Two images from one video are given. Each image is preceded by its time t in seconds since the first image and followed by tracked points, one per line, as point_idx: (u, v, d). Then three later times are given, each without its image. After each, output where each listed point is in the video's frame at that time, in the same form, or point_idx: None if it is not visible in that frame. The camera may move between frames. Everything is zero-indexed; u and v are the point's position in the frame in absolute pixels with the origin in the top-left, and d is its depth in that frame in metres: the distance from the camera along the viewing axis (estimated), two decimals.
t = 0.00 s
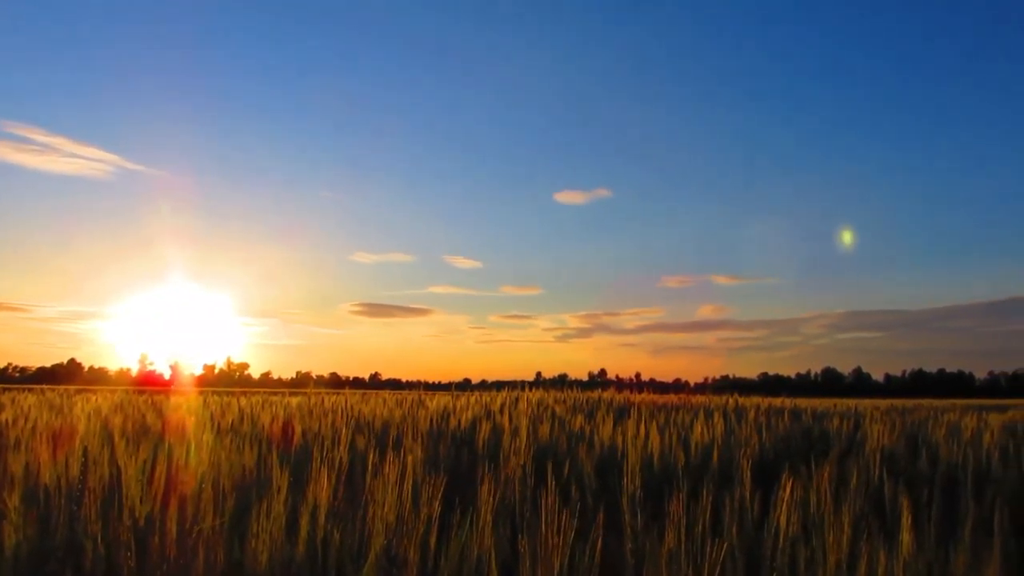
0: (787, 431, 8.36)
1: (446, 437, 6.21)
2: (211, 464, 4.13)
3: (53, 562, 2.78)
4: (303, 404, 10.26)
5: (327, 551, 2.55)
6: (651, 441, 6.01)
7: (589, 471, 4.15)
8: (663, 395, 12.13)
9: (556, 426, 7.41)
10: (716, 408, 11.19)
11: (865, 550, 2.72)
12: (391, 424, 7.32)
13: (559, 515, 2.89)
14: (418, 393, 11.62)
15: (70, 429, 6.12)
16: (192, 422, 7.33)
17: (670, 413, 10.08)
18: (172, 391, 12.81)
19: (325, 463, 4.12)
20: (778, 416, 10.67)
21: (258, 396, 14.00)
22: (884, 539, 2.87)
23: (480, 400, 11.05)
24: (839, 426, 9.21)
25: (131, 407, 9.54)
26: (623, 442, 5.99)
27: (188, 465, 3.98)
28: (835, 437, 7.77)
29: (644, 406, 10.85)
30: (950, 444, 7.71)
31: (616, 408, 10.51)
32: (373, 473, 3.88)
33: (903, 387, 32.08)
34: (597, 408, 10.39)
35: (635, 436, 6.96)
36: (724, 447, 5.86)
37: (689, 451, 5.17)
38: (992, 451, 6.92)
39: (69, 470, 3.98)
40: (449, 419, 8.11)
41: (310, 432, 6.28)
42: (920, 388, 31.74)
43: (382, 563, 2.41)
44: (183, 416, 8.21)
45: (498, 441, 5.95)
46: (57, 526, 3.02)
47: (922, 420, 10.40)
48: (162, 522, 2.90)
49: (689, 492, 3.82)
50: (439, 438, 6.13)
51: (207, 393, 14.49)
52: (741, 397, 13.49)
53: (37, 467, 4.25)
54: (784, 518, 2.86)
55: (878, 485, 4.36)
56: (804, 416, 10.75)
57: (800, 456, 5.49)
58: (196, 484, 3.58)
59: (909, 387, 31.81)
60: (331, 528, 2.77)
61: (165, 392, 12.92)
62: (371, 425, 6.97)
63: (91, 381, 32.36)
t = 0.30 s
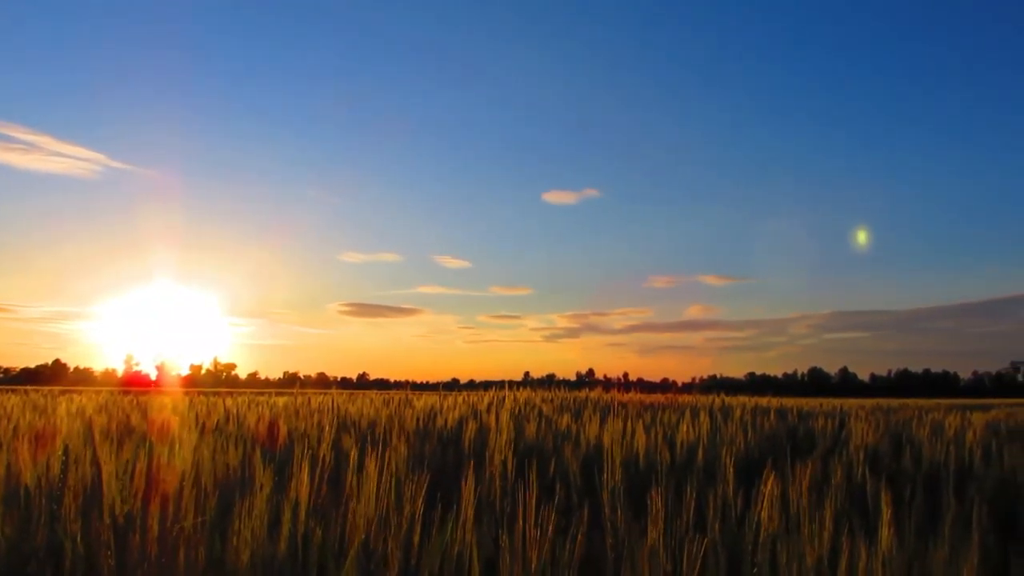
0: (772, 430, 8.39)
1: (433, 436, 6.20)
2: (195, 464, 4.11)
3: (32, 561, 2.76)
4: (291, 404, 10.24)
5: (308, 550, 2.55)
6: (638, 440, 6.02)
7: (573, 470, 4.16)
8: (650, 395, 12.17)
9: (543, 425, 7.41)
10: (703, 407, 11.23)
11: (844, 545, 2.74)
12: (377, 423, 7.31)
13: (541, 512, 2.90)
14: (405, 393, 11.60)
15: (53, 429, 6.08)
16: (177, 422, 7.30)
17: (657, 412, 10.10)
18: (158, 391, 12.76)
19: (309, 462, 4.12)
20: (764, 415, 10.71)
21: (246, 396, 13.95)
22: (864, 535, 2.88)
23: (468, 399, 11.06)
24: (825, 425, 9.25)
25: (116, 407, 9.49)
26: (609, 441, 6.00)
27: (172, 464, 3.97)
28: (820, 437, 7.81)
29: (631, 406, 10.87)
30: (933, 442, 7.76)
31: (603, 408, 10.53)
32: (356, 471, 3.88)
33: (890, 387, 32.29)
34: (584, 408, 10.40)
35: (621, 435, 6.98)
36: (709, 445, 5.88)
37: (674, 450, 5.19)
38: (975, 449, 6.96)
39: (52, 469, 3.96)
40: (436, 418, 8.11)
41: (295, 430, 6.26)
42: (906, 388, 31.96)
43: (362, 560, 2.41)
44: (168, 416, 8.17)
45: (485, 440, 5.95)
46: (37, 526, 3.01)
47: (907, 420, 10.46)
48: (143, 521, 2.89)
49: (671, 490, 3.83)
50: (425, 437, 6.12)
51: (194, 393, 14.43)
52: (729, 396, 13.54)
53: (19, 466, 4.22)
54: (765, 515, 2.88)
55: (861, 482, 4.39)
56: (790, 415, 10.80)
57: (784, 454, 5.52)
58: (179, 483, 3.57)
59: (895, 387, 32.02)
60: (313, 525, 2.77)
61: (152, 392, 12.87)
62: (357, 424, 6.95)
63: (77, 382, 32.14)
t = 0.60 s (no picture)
0: (758, 429, 8.41)
1: (419, 435, 6.18)
2: (179, 464, 4.08)
3: (12, 562, 2.73)
4: (277, 403, 10.19)
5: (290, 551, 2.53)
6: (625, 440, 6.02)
7: (559, 469, 4.16)
8: (638, 394, 12.18)
9: (529, 425, 7.40)
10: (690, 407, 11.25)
11: (826, 543, 2.75)
12: (363, 422, 7.28)
13: (525, 512, 2.89)
14: (393, 392, 11.56)
15: (35, 429, 6.02)
16: (162, 421, 7.25)
17: (644, 412, 10.11)
18: (143, 390, 12.67)
19: (294, 462, 4.09)
20: (750, 414, 10.73)
21: (232, 395, 13.86)
22: (846, 532, 2.89)
23: (456, 398, 11.04)
24: (810, 424, 9.28)
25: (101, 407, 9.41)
26: (595, 440, 6.00)
27: (155, 464, 3.94)
28: (805, 436, 7.83)
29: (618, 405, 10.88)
30: (917, 441, 7.81)
31: (590, 407, 10.53)
32: (341, 470, 3.86)
33: (876, 386, 32.49)
34: (571, 407, 10.40)
35: (608, 434, 6.98)
36: (695, 444, 5.90)
37: (660, 448, 5.19)
38: (958, 448, 7.01)
39: (33, 469, 3.92)
40: (422, 417, 8.09)
41: (280, 430, 6.23)
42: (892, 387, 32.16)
43: (344, 561, 2.40)
44: (153, 415, 8.11)
45: (471, 439, 5.95)
46: (17, 527, 2.98)
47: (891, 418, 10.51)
48: (124, 522, 2.87)
49: (656, 489, 3.83)
50: (411, 435, 6.11)
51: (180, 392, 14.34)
52: (716, 395, 13.58)
53: None
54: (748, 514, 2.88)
55: (845, 481, 4.40)
56: (777, 414, 10.84)
57: (770, 453, 5.53)
58: (162, 483, 3.54)
59: (881, 386, 32.24)
60: (295, 525, 2.75)
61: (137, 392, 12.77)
62: (342, 424, 6.92)
63: (61, 381, 31.89)
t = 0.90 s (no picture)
0: (744, 429, 8.45)
1: (405, 435, 6.18)
2: (162, 464, 4.07)
3: None
4: (264, 403, 10.14)
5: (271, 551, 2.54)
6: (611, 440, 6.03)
7: (544, 469, 4.17)
8: (625, 394, 12.20)
9: (516, 425, 7.41)
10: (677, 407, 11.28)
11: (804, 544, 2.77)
12: (349, 422, 7.26)
13: (508, 513, 2.90)
14: (380, 392, 11.54)
15: (18, 430, 5.97)
16: (147, 421, 7.21)
17: (631, 412, 10.13)
18: (129, 390, 12.59)
19: (278, 462, 4.08)
20: (737, 414, 10.78)
21: (219, 395, 13.80)
22: (826, 532, 2.92)
23: (443, 398, 11.03)
24: (796, 424, 9.33)
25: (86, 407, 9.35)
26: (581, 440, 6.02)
27: (139, 464, 3.92)
28: (790, 436, 7.87)
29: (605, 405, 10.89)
30: (902, 441, 7.86)
31: (578, 407, 10.54)
32: (325, 471, 3.86)
33: (862, 386, 32.73)
34: (559, 408, 10.41)
35: (594, 433, 7.00)
36: (681, 445, 5.92)
37: (646, 449, 5.21)
38: (940, 448, 7.07)
39: (14, 469, 3.89)
40: (410, 417, 8.09)
41: (266, 430, 6.21)
42: (878, 386, 32.42)
43: (325, 563, 2.40)
44: (138, 415, 8.06)
45: (457, 439, 5.95)
46: None
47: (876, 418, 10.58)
48: (104, 523, 2.85)
49: (639, 490, 3.85)
50: (398, 436, 6.11)
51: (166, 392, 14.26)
52: (703, 395, 13.62)
53: None
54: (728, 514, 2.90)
55: (827, 481, 4.43)
56: (763, 414, 10.89)
57: (754, 453, 5.56)
58: (144, 484, 3.53)
59: (866, 386, 32.48)
60: (278, 525, 2.75)
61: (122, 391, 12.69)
62: (329, 424, 6.90)
63: (46, 381, 31.67)
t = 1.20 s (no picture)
0: (730, 428, 8.47)
1: (392, 435, 6.17)
2: (145, 464, 4.05)
3: None
4: (251, 403, 10.11)
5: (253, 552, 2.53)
6: (598, 440, 6.04)
7: (529, 469, 4.18)
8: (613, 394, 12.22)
9: (503, 425, 7.42)
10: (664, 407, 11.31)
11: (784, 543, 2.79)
12: (335, 422, 7.25)
13: (491, 513, 2.91)
14: (368, 392, 11.52)
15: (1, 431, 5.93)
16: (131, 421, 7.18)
17: (618, 411, 10.15)
18: (114, 390, 12.52)
19: (262, 463, 4.07)
20: (724, 413, 10.82)
21: (206, 395, 13.75)
22: (807, 532, 2.93)
23: (430, 398, 11.02)
24: (782, 424, 9.36)
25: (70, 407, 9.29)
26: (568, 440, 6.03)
27: (121, 464, 3.90)
28: (776, 436, 7.89)
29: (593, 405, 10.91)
30: (886, 441, 7.90)
31: (565, 407, 10.55)
32: (309, 471, 3.85)
33: (849, 386, 32.93)
34: (546, 407, 10.42)
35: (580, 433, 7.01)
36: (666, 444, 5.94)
37: (632, 449, 5.23)
38: (924, 447, 7.11)
39: None
40: (396, 417, 8.08)
41: (252, 431, 6.19)
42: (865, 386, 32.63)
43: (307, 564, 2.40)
44: (122, 415, 8.01)
45: (444, 439, 5.95)
46: None
47: (860, 418, 10.63)
48: (85, 524, 2.84)
49: (624, 491, 3.86)
50: (384, 435, 6.10)
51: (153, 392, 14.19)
52: (690, 395, 13.66)
53: None
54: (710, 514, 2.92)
55: (810, 481, 4.45)
56: (750, 414, 10.92)
57: (739, 453, 5.58)
58: (127, 484, 3.51)
59: (853, 386, 32.67)
60: (259, 525, 2.75)
61: (108, 391, 12.62)
62: (315, 424, 6.89)
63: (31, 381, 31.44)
